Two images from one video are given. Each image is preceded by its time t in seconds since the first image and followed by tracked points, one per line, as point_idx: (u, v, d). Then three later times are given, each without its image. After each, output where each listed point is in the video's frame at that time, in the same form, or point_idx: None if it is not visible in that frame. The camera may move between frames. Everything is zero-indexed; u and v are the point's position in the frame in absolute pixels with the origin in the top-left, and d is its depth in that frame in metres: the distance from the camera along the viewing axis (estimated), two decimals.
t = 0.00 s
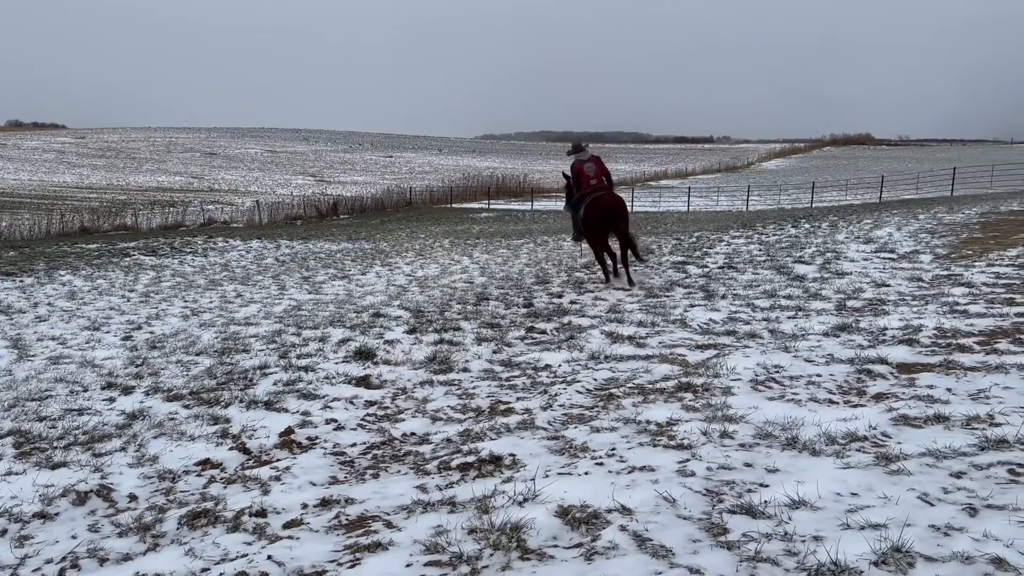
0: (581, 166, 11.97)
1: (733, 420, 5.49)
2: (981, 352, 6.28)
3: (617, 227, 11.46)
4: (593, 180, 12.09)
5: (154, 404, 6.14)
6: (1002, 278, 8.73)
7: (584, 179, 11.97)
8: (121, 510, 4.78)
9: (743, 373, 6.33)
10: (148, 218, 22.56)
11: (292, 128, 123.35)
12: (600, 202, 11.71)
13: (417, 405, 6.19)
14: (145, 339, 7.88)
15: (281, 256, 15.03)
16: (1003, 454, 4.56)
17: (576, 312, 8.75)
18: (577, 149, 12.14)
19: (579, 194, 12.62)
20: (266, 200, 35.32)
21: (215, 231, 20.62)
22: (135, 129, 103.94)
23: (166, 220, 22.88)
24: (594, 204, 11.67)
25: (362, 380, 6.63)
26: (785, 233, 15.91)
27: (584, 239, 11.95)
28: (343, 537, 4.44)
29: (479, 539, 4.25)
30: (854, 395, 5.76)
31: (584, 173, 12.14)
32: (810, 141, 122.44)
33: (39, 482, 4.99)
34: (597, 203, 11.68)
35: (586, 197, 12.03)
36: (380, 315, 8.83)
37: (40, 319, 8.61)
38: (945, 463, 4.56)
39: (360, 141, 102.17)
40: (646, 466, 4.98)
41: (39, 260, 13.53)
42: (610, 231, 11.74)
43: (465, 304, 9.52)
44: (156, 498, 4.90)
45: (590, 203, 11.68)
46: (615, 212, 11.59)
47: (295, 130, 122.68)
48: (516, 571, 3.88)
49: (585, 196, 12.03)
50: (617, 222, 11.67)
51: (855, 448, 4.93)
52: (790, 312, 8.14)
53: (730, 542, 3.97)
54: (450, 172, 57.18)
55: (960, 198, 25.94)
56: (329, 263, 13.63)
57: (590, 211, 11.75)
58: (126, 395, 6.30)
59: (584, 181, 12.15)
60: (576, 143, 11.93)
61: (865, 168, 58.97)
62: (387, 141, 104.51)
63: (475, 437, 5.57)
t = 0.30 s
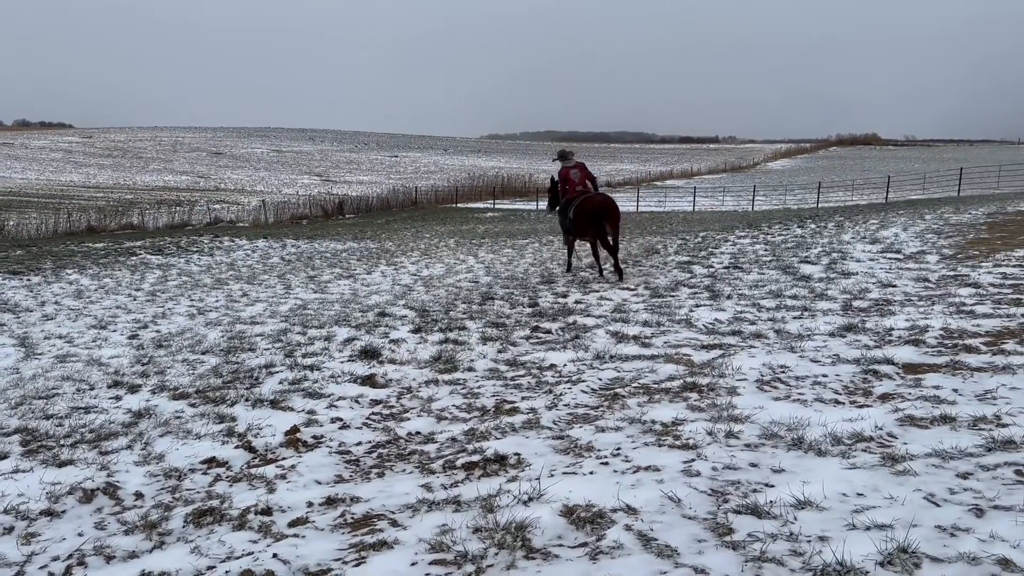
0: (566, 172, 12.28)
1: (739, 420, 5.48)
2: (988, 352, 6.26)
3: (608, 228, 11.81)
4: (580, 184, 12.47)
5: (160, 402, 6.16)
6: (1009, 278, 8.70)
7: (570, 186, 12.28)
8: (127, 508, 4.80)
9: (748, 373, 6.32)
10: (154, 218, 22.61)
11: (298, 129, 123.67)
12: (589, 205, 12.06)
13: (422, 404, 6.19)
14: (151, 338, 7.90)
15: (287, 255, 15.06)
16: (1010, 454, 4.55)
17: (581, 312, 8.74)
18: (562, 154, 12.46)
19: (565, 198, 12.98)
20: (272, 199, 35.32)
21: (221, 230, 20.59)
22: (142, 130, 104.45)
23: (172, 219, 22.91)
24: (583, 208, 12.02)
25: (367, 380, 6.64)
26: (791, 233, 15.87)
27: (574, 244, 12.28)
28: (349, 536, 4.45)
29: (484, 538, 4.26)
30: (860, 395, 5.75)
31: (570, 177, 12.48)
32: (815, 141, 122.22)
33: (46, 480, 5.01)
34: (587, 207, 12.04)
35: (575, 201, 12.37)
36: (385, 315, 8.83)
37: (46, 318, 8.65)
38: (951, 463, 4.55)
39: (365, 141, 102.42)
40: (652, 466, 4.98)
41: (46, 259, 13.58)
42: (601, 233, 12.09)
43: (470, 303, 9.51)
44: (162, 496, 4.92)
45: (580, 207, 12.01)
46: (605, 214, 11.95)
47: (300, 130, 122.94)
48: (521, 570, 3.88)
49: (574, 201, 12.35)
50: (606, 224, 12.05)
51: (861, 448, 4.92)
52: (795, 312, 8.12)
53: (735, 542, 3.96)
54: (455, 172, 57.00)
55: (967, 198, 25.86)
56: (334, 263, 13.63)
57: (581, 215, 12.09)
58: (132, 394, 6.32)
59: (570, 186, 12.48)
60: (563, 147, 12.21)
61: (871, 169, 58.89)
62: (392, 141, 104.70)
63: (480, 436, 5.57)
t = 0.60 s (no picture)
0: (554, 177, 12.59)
1: (751, 421, 5.46)
2: (1004, 354, 6.20)
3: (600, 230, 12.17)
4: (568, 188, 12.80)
5: (173, 401, 6.20)
6: None
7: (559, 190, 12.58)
8: (141, 505, 4.84)
9: (761, 375, 6.29)
10: (169, 216, 22.79)
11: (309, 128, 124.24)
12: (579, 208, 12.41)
13: (433, 403, 6.20)
14: (165, 336, 7.96)
15: (300, 254, 15.13)
16: None
17: (593, 312, 8.73)
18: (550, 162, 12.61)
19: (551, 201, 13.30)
20: (285, 199, 35.43)
21: (235, 229, 20.66)
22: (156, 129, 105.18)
23: (187, 218, 23.04)
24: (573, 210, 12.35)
25: (379, 379, 6.65)
26: (805, 234, 15.78)
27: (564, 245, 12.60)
28: (360, 535, 4.46)
29: (494, 538, 4.26)
30: (874, 397, 5.70)
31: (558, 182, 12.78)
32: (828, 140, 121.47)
33: (60, 477, 5.06)
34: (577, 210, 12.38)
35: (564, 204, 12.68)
36: (397, 314, 8.85)
37: (62, 316, 8.73)
38: (966, 466, 4.51)
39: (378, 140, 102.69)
40: (663, 467, 4.96)
41: (62, 257, 13.71)
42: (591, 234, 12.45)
43: (482, 303, 9.52)
44: (175, 494, 4.96)
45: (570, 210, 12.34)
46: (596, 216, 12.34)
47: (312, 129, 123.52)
48: (531, 570, 3.88)
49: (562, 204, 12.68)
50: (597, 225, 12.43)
51: (875, 451, 4.89)
52: (809, 313, 8.08)
53: (747, 545, 3.94)
54: (468, 171, 56.84)
55: (985, 198, 25.71)
56: (347, 262, 13.67)
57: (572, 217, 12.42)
58: (146, 392, 6.37)
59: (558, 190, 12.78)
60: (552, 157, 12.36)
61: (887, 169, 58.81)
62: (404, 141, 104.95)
63: (491, 436, 5.57)
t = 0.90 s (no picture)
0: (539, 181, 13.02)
1: (772, 423, 5.42)
2: None
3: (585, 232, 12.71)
4: (555, 191, 13.27)
5: (195, 398, 6.24)
6: None
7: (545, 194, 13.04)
8: (162, 501, 4.88)
9: (782, 377, 6.24)
10: (192, 216, 23.01)
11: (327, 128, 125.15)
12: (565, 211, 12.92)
13: (452, 403, 6.21)
14: (187, 334, 8.03)
15: (320, 253, 15.21)
16: None
17: (612, 313, 8.70)
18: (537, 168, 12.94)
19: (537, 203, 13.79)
20: (305, 199, 35.63)
21: (257, 229, 20.78)
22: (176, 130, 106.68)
23: (209, 217, 23.21)
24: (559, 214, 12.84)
25: (398, 378, 6.67)
26: (827, 235, 15.63)
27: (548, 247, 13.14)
28: (378, 533, 4.47)
29: (512, 538, 4.25)
30: (896, 400, 5.64)
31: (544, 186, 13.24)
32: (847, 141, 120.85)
33: (83, 473, 5.12)
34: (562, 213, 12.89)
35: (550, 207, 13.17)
36: (416, 313, 8.88)
37: (86, 313, 8.84)
38: (991, 471, 4.44)
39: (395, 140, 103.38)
40: (683, 469, 4.94)
41: (87, 255, 13.88)
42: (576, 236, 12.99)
43: (501, 303, 9.52)
44: (196, 490, 5.00)
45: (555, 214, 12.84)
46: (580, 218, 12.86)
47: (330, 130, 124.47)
48: (550, 571, 3.87)
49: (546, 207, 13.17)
50: (581, 226, 12.99)
51: (897, 454, 4.83)
52: (831, 315, 8.01)
53: (767, 548, 3.91)
54: (486, 172, 56.98)
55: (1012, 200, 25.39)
56: (367, 262, 13.73)
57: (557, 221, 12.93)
58: (168, 389, 6.43)
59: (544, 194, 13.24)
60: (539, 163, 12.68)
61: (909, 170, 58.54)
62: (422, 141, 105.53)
63: (510, 436, 5.57)
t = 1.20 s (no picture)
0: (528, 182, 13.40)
1: (801, 427, 5.37)
2: None
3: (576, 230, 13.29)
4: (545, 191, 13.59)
5: (224, 395, 6.32)
6: None
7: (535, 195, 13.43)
8: (192, 497, 4.95)
9: (810, 380, 6.18)
10: (222, 215, 23.29)
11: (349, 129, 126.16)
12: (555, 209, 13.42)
13: (478, 403, 6.23)
14: (217, 332, 8.13)
15: (348, 253, 15.32)
16: None
17: (638, 314, 8.67)
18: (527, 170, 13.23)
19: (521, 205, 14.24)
20: (332, 199, 35.92)
21: (286, 228, 20.98)
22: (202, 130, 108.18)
23: (239, 217, 23.48)
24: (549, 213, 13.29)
25: (424, 377, 6.70)
26: (857, 237, 15.44)
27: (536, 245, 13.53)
28: (404, 532, 4.50)
29: (538, 539, 4.26)
30: (928, 405, 5.57)
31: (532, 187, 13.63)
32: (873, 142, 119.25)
33: (116, 468, 5.20)
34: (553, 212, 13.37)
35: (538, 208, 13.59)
36: (442, 313, 8.92)
37: (118, 311, 8.99)
38: None
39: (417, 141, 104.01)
40: (710, 472, 4.91)
41: (120, 254, 14.10)
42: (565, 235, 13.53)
43: (526, 304, 9.53)
44: (225, 486, 5.06)
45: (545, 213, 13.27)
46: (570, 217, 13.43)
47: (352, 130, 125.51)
48: (576, 572, 3.87)
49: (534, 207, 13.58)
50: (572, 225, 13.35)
51: (928, 459, 4.77)
52: (861, 318, 7.92)
53: (795, 552, 3.88)
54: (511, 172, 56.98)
55: None
56: (393, 262, 13.81)
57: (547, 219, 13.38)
58: (198, 386, 6.51)
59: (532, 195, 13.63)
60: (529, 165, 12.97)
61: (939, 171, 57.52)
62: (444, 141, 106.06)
63: (536, 436, 5.58)
